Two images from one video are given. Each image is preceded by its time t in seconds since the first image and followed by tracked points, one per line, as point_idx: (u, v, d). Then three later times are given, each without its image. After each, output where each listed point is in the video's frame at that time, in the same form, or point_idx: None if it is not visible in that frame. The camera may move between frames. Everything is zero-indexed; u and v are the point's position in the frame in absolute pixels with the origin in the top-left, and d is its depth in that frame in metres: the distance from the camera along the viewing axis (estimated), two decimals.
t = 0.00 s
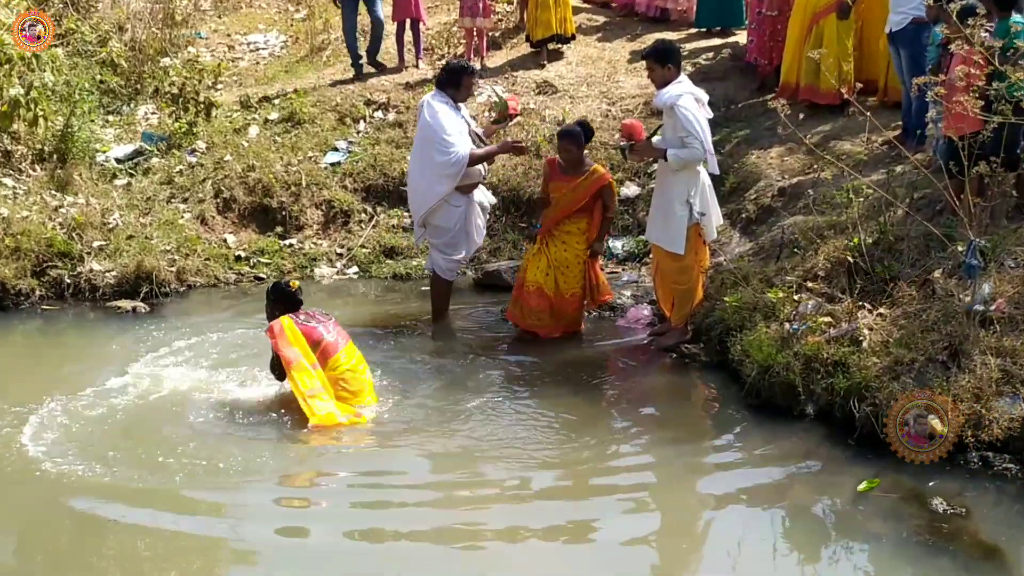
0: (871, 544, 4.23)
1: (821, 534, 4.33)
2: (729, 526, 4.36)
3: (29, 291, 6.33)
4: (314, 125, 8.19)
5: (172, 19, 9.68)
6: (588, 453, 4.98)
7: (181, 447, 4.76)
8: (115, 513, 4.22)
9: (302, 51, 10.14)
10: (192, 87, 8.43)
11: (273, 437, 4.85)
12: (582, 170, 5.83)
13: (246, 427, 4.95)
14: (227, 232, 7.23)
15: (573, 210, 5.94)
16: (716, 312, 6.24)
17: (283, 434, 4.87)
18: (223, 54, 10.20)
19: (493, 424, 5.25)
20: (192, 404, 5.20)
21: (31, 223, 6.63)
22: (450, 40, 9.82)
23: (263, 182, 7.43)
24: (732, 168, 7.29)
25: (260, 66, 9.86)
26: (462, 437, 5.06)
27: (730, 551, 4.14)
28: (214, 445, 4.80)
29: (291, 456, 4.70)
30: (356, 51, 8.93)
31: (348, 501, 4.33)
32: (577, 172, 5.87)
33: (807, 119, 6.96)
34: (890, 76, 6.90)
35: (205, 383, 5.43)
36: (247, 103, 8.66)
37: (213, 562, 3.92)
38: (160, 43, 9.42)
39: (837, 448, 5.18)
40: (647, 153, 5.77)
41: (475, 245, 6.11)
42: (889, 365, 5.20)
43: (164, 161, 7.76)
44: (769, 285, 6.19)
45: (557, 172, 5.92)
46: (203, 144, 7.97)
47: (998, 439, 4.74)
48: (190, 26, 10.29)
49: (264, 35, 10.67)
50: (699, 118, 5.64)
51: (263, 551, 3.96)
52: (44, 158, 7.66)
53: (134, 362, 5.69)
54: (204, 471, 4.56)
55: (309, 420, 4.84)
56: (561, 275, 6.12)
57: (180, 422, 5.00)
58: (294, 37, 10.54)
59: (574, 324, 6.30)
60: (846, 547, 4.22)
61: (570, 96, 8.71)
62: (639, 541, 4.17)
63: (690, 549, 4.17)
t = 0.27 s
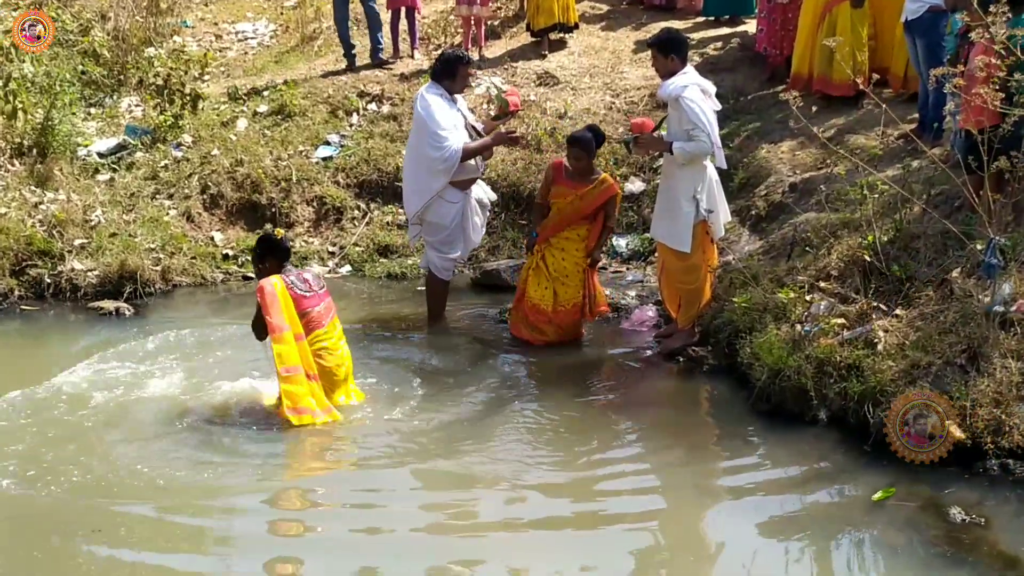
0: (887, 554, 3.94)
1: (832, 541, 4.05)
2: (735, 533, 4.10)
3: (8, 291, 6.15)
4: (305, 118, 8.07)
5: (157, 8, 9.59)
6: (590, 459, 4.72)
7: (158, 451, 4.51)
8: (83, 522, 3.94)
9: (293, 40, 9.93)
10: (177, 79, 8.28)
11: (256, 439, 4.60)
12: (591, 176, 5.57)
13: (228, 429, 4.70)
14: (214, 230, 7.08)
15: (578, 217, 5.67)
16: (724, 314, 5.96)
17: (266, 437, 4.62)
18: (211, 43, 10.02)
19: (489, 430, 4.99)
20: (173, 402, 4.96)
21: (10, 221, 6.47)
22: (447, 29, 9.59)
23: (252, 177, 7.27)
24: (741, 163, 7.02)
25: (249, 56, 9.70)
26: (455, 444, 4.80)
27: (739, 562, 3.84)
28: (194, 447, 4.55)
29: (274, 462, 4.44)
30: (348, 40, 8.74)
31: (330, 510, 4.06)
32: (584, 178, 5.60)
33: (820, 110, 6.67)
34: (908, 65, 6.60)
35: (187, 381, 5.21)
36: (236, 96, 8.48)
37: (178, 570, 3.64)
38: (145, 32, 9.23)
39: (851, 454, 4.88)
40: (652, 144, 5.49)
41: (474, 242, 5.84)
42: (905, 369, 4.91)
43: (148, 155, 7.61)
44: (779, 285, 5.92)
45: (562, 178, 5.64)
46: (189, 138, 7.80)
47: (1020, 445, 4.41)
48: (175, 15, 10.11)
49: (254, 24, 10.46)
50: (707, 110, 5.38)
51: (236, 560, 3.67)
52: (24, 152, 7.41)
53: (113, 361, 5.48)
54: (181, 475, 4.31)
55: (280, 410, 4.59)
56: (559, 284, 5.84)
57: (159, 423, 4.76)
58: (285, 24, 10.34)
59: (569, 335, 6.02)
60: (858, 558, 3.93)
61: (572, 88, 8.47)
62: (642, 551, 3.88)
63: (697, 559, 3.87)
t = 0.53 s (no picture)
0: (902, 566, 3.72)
1: (845, 552, 3.84)
2: (743, 545, 3.88)
3: None
4: (298, 110, 7.90)
5: None
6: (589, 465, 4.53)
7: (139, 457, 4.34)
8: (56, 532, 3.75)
9: (284, 29, 9.76)
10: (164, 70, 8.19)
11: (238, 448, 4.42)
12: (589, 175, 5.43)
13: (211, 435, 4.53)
14: (204, 226, 6.96)
15: (575, 216, 5.53)
16: (730, 313, 5.75)
17: (250, 445, 4.44)
18: (199, 33, 9.87)
19: (486, 433, 4.80)
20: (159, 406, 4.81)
21: None
22: (444, 19, 9.41)
23: (243, 172, 7.13)
24: (748, 158, 6.83)
25: (239, 46, 9.56)
26: (449, 449, 4.61)
27: None
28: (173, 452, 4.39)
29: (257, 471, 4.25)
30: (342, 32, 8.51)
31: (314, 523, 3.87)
32: (582, 177, 5.46)
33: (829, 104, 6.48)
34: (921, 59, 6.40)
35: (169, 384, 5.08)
36: (225, 88, 8.33)
37: None
38: (131, 22, 9.12)
39: (860, 461, 4.67)
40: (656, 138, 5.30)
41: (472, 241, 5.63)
42: (917, 371, 4.71)
43: (135, 149, 7.44)
44: (787, 285, 5.71)
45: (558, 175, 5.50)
46: (177, 132, 7.61)
47: None
48: (163, 5, 9.96)
49: (244, 14, 10.27)
50: (711, 103, 5.17)
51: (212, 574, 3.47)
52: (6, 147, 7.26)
53: (97, 361, 5.33)
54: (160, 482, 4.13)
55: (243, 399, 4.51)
56: (556, 285, 5.68)
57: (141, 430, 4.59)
58: (276, 14, 10.19)
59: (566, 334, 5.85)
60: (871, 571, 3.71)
61: (574, 81, 8.30)
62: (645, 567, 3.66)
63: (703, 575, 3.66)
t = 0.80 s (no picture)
0: None
1: (860, 567, 3.56)
2: (752, 562, 3.59)
3: None
4: (286, 101, 7.72)
5: None
6: (592, 475, 4.27)
7: (114, 472, 4.11)
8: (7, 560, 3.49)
9: (272, 18, 9.58)
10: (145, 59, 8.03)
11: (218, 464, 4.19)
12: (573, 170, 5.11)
13: (189, 450, 4.30)
14: (187, 223, 6.76)
15: (564, 216, 5.19)
16: (739, 314, 5.47)
17: (230, 463, 4.21)
18: (183, 20, 9.65)
19: (482, 441, 4.55)
20: (138, 415, 4.60)
21: None
22: (439, 6, 9.18)
23: (228, 166, 6.94)
24: (758, 152, 6.56)
25: (224, 35, 9.36)
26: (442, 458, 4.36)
27: None
28: (150, 466, 4.16)
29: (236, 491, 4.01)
30: (331, 18, 8.36)
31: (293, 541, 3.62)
32: (568, 174, 5.13)
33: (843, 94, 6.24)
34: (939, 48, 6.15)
35: (143, 387, 4.87)
36: (210, 79, 8.13)
37: None
38: (110, 10, 9.01)
39: (875, 471, 4.39)
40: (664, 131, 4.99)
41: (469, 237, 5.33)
42: (935, 375, 4.42)
43: (116, 142, 7.27)
44: (800, 285, 5.42)
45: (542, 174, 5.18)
46: (160, 124, 7.44)
47: None
48: None
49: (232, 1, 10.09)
50: (720, 94, 4.91)
51: None
52: None
53: (75, 363, 5.13)
54: (133, 499, 3.90)
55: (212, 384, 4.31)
56: (549, 292, 5.34)
57: (117, 441, 4.37)
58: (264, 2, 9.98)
59: (568, 343, 5.51)
60: None
61: (576, 71, 8.05)
62: None
63: None
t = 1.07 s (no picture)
0: None
1: None
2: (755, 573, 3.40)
3: None
4: (278, 95, 7.63)
5: None
6: (592, 481, 4.10)
7: (93, 480, 3.96)
8: None
9: (264, 10, 9.46)
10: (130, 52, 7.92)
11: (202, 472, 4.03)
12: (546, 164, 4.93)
13: (172, 456, 4.15)
14: (175, 222, 6.65)
15: (545, 213, 5.00)
16: (746, 317, 5.28)
17: (214, 470, 4.05)
18: (171, 12, 9.53)
19: (478, 448, 4.38)
20: (122, 419, 4.46)
21: None
22: None
23: (218, 162, 6.81)
24: (765, 148, 6.39)
25: (213, 27, 9.23)
26: (435, 464, 4.19)
27: None
28: (130, 474, 4.01)
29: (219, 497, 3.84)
30: (325, 10, 8.27)
31: (273, 554, 3.44)
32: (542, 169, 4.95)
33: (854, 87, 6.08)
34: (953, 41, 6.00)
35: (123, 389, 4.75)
36: (199, 72, 8.02)
37: None
38: (96, 0, 9.01)
39: (883, 478, 4.20)
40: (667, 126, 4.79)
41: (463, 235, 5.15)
42: (947, 379, 4.23)
43: (102, 138, 7.15)
44: (808, 285, 5.24)
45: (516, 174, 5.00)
46: (147, 118, 7.30)
47: None
48: None
49: None
50: (725, 88, 4.73)
51: None
52: None
53: (57, 366, 5.01)
54: (111, 508, 3.76)
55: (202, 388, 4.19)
56: (539, 296, 5.14)
57: (98, 448, 4.23)
58: None
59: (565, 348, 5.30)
60: None
61: (577, 64, 7.89)
62: None
63: None
